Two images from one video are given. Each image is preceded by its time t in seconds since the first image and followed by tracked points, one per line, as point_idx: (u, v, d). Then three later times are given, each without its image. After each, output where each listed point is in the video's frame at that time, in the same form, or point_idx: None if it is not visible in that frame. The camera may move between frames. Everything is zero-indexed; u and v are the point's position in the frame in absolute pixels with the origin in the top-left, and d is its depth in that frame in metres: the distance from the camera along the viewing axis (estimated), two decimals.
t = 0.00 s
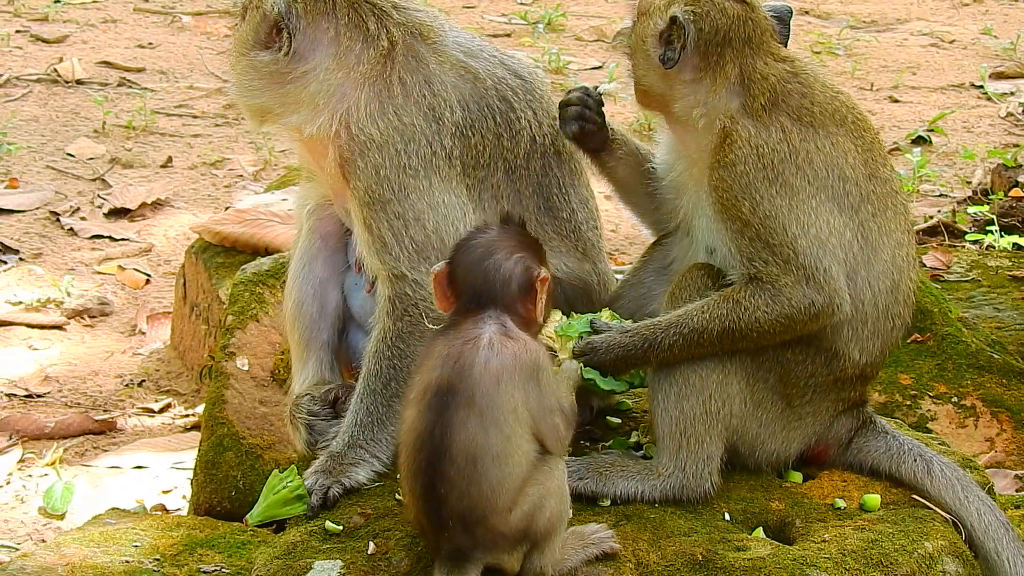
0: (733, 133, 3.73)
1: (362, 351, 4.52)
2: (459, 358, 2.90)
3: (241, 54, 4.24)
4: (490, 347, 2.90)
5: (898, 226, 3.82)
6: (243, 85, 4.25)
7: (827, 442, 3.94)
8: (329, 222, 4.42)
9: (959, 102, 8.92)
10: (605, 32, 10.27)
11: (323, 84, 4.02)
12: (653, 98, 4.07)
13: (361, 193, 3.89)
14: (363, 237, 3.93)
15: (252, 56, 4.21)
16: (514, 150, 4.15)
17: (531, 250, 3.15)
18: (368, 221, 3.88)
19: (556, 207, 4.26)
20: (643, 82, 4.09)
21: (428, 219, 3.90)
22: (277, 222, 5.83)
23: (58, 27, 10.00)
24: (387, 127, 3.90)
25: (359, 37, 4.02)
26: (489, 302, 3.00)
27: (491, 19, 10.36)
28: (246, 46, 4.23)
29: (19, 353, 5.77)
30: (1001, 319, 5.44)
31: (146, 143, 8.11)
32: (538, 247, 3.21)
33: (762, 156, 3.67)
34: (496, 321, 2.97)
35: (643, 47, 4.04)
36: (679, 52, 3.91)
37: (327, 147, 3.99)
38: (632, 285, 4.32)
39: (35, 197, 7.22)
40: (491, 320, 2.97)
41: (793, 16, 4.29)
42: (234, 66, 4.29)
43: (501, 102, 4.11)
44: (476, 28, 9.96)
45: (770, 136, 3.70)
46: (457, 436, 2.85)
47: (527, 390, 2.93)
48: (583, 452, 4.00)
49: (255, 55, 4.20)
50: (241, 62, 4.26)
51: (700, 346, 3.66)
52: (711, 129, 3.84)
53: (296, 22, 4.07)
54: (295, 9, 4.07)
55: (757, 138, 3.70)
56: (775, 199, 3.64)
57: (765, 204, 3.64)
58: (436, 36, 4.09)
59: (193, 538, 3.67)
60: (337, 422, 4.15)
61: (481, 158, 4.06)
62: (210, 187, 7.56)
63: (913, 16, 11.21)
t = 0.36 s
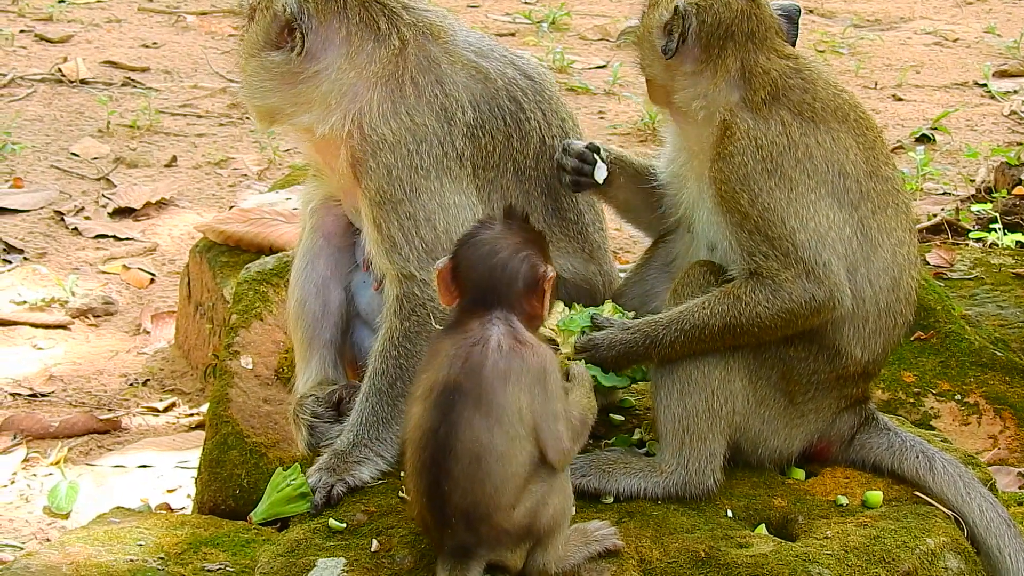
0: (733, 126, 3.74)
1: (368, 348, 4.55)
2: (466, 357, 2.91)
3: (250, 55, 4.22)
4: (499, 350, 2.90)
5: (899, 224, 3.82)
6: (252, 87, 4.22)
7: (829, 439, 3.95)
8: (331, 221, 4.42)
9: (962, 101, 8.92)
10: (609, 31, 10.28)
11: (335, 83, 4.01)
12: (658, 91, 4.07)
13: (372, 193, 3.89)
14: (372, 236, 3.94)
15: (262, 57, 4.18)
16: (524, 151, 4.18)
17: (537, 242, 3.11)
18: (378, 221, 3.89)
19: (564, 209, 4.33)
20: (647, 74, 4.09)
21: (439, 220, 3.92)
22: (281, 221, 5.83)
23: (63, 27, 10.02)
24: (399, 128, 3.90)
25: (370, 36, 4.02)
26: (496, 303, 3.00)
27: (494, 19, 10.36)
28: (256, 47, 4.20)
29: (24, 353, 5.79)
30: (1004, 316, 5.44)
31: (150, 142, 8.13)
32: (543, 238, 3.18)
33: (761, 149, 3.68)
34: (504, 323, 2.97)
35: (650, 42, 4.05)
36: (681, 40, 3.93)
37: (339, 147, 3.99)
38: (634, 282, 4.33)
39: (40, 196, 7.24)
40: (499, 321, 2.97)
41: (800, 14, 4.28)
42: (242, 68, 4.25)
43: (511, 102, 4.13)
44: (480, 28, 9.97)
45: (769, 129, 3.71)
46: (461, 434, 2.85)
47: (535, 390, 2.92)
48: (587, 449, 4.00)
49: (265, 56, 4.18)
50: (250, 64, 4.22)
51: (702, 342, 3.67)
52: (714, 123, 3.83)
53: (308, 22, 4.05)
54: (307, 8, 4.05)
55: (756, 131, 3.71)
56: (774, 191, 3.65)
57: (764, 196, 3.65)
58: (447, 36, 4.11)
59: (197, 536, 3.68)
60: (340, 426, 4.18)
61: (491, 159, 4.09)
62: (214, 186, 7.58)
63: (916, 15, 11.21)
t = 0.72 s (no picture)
0: (736, 122, 3.74)
1: (374, 346, 4.54)
2: (473, 354, 2.91)
3: (254, 57, 4.20)
4: (504, 344, 2.91)
5: (903, 221, 3.82)
6: (256, 89, 4.20)
7: (835, 436, 3.95)
8: (334, 218, 4.41)
9: (967, 98, 8.91)
10: (612, 29, 10.27)
11: (341, 83, 4.00)
12: (661, 89, 4.08)
13: (379, 192, 3.89)
14: (379, 235, 3.94)
15: (267, 58, 4.17)
16: (529, 147, 4.19)
17: (539, 238, 3.14)
18: (385, 219, 3.89)
19: (570, 204, 4.33)
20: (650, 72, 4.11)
21: (446, 218, 3.91)
22: (285, 219, 5.84)
23: (67, 25, 10.03)
24: (406, 126, 3.90)
25: (374, 35, 4.01)
26: (501, 298, 3.00)
27: (498, 16, 10.36)
28: (260, 49, 4.18)
29: (28, 350, 5.79)
30: (1009, 314, 5.43)
31: (154, 140, 8.14)
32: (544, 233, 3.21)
33: (764, 144, 3.68)
34: (511, 320, 2.97)
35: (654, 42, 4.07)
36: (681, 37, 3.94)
37: (346, 147, 3.99)
38: (640, 279, 4.33)
39: (44, 194, 7.25)
40: (505, 317, 2.97)
41: (805, 11, 4.28)
42: (246, 71, 4.24)
43: (516, 99, 4.14)
44: (484, 25, 9.96)
45: (772, 124, 3.71)
46: (468, 430, 2.85)
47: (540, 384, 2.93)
48: (592, 445, 4.00)
49: (269, 57, 4.16)
50: (255, 66, 4.20)
51: (706, 339, 3.67)
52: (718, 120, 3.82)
53: (312, 22, 4.03)
54: (311, 8, 4.03)
55: (758, 127, 3.71)
56: (777, 186, 3.64)
57: (767, 191, 3.65)
58: (451, 33, 4.11)
59: (202, 533, 3.69)
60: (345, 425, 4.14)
61: (496, 156, 4.09)
62: (218, 184, 7.58)
63: (920, 12, 11.19)
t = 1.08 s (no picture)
0: (746, 121, 3.75)
1: (384, 345, 4.55)
2: (482, 352, 2.93)
3: (265, 59, 4.19)
4: (507, 342, 2.93)
5: (914, 218, 3.81)
6: (267, 91, 4.20)
7: (845, 434, 3.95)
8: (344, 218, 4.43)
9: (978, 96, 8.89)
10: (623, 27, 10.27)
11: (353, 83, 4.00)
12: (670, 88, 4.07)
13: (392, 192, 3.89)
14: (391, 234, 3.94)
15: (277, 60, 4.16)
16: (542, 144, 4.20)
17: (540, 233, 3.12)
18: (398, 218, 3.89)
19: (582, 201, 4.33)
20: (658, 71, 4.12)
21: (460, 216, 3.92)
22: (296, 217, 5.85)
23: (77, 23, 10.05)
24: (419, 125, 3.91)
25: (385, 34, 4.02)
26: (505, 301, 3.01)
27: (508, 14, 10.36)
28: (270, 51, 4.17)
29: (40, 348, 5.80)
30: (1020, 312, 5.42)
31: (165, 138, 8.15)
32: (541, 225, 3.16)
33: (774, 143, 3.68)
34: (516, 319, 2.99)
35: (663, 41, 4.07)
36: (689, 37, 3.93)
37: (358, 147, 3.99)
38: (649, 277, 4.32)
39: (55, 192, 7.27)
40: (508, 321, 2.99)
41: (812, 9, 4.28)
42: (257, 73, 4.23)
43: (528, 96, 4.15)
44: (494, 23, 9.97)
45: (782, 123, 3.71)
46: (478, 428, 2.86)
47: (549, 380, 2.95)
48: (603, 444, 4.00)
49: (280, 59, 4.16)
50: (265, 69, 4.20)
51: (718, 339, 3.68)
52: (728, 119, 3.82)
53: (324, 23, 4.03)
54: (322, 9, 4.03)
55: (768, 126, 3.71)
56: (787, 184, 3.64)
57: (777, 190, 3.65)
58: (461, 31, 4.12)
59: (213, 532, 3.70)
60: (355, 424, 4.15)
61: (509, 154, 4.11)
62: (229, 182, 7.59)
63: (931, 9, 11.17)
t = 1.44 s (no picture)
0: (757, 121, 3.74)
1: (391, 342, 4.55)
2: (501, 353, 2.93)
3: (271, 59, 4.19)
4: (529, 342, 2.94)
5: (923, 217, 3.81)
6: (275, 91, 4.19)
7: (852, 433, 3.95)
8: (352, 217, 4.43)
9: (984, 95, 8.88)
10: (629, 25, 10.27)
11: (361, 82, 4.00)
12: (678, 88, 4.07)
13: (401, 190, 3.89)
14: (399, 234, 3.94)
15: (284, 59, 4.16)
16: (550, 142, 4.20)
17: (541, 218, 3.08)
18: (406, 218, 3.89)
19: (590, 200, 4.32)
20: (665, 74, 4.10)
21: (468, 215, 3.92)
22: (301, 215, 5.86)
23: (83, 20, 10.06)
24: (427, 124, 3.91)
25: (392, 33, 4.01)
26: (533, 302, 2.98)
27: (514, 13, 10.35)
28: (277, 50, 4.17)
29: (45, 345, 5.81)
30: None
31: (170, 136, 8.15)
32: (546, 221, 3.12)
33: (786, 143, 3.67)
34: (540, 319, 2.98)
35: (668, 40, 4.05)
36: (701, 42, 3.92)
37: (365, 146, 3.99)
38: (656, 277, 4.29)
39: (60, 189, 7.27)
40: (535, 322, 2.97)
41: (816, 8, 4.28)
42: (264, 72, 4.23)
43: (535, 94, 4.15)
44: (499, 21, 9.96)
45: (793, 123, 3.69)
46: (501, 428, 2.88)
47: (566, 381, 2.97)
48: (609, 442, 4.00)
49: (287, 58, 4.16)
50: (272, 69, 4.20)
51: (726, 335, 3.67)
52: (737, 119, 3.82)
53: (331, 22, 4.04)
54: (329, 8, 4.04)
55: (779, 125, 3.70)
56: (798, 185, 3.63)
57: (788, 190, 3.64)
58: (468, 30, 4.12)
59: (218, 530, 3.71)
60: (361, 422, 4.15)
61: (517, 152, 4.11)
62: (234, 179, 7.59)
63: (937, 8, 11.15)
